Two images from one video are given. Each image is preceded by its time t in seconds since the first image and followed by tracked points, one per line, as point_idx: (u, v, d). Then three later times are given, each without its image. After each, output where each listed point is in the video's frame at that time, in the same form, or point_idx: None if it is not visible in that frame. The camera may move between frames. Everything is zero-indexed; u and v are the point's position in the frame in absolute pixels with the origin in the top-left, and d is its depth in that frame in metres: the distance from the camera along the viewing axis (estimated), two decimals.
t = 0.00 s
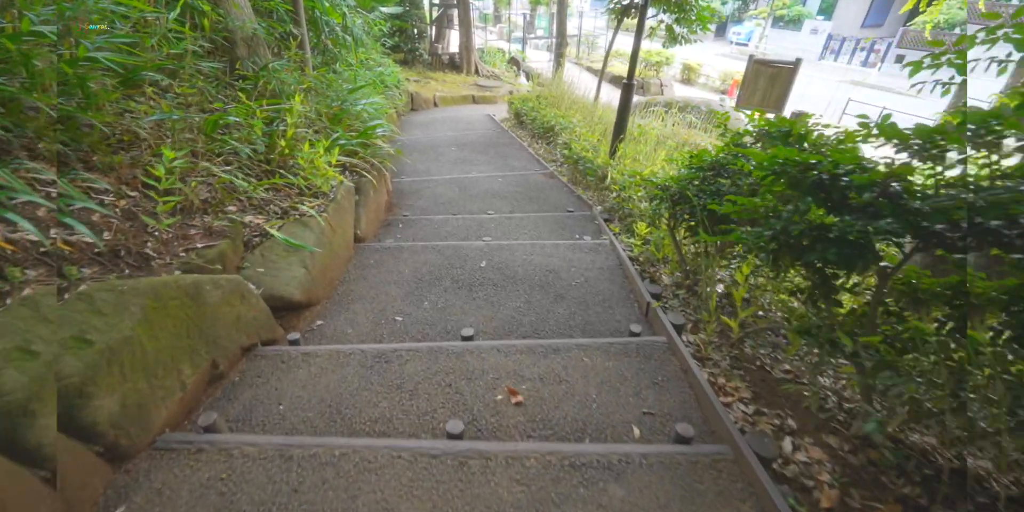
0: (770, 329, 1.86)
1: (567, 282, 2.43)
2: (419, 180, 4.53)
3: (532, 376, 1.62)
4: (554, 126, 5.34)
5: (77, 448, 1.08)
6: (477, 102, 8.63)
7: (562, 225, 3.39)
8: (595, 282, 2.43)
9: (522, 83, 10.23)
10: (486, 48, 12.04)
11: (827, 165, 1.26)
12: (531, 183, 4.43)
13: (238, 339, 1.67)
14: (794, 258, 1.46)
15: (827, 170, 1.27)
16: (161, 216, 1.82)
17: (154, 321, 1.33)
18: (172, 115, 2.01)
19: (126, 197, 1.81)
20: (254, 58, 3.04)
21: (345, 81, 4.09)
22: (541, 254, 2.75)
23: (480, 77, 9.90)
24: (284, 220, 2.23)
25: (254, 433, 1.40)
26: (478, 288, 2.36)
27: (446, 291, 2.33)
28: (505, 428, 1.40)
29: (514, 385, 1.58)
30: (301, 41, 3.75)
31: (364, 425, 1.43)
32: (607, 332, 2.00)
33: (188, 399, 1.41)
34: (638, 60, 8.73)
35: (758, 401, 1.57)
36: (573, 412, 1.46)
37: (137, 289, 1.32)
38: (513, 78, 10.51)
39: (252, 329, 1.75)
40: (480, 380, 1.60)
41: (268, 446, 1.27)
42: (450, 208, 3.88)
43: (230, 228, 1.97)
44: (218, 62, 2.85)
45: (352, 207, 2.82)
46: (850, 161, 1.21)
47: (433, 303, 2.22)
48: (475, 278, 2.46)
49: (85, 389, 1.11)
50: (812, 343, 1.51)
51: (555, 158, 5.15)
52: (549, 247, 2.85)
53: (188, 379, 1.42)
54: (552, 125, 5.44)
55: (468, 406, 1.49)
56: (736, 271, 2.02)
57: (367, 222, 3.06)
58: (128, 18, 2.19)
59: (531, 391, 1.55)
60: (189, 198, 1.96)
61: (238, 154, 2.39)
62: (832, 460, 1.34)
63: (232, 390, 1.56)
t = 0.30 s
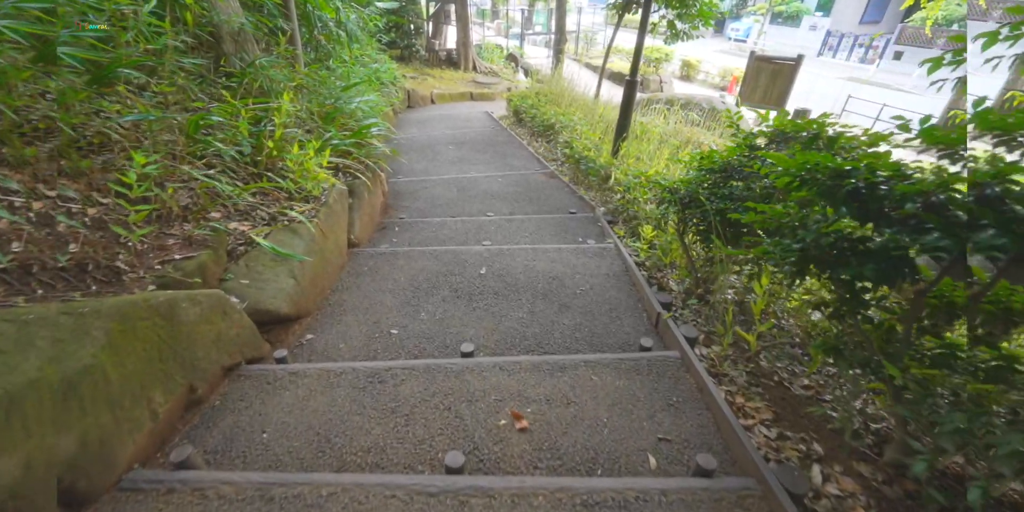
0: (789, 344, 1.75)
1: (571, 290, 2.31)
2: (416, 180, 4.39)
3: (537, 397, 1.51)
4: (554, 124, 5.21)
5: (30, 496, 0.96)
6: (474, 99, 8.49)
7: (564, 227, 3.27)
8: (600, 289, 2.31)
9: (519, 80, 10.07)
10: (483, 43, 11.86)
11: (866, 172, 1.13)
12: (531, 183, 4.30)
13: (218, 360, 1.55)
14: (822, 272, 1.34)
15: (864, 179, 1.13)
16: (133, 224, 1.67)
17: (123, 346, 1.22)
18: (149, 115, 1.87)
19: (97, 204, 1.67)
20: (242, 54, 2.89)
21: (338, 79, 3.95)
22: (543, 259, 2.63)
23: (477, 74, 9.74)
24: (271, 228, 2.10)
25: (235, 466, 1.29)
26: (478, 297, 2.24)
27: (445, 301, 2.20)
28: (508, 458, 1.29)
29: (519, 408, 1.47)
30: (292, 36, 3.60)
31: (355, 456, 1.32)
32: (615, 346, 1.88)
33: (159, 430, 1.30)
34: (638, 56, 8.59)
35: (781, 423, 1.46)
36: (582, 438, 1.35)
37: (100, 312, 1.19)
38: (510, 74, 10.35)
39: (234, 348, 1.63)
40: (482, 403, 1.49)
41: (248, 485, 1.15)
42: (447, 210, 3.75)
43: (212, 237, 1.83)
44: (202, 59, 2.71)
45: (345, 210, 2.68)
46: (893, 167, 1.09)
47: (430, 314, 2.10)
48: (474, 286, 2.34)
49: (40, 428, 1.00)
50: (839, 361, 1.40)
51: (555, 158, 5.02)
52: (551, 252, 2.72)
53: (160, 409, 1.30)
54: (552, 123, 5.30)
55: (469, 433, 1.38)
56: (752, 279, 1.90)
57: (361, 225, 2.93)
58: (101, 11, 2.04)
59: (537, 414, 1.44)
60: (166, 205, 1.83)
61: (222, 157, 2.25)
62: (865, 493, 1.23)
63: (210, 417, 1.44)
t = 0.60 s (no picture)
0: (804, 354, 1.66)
1: (573, 293, 2.21)
2: (413, 177, 4.27)
3: (538, 413, 1.42)
4: (555, 118, 5.08)
5: None
6: (473, 92, 8.33)
7: (566, 226, 3.16)
8: (603, 293, 2.22)
9: (519, 72, 9.90)
10: (481, 35, 11.61)
11: (899, 176, 1.03)
12: (531, 180, 4.19)
13: (200, 375, 1.47)
14: (844, 284, 1.25)
15: (900, 182, 1.04)
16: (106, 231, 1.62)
17: (87, 365, 1.17)
18: (124, 112, 1.78)
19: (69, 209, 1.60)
20: (228, 46, 2.80)
21: (330, 72, 3.81)
22: (544, 261, 2.53)
23: (475, 66, 9.56)
24: (258, 231, 2.00)
25: (214, 493, 1.21)
26: (476, 302, 2.14)
27: (442, 306, 2.11)
28: (508, 483, 1.21)
29: (520, 427, 1.38)
30: (282, 28, 3.47)
31: (344, 481, 1.23)
32: (620, 355, 1.79)
33: (134, 453, 1.23)
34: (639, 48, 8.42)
35: (799, 440, 1.37)
36: (587, 461, 1.26)
37: (59, 333, 1.15)
38: (509, 67, 10.18)
39: (217, 362, 1.54)
40: (480, 421, 1.40)
41: None
42: (445, 208, 3.64)
43: (193, 243, 1.75)
44: (185, 52, 2.58)
45: (337, 210, 2.56)
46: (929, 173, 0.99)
47: (427, 321, 2.01)
48: (473, 290, 2.24)
49: None
50: (862, 376, 1.31)
51: (556, 153, 4.89)
52: (553, 253, 2.62)
53: (134, 432, 1.23)
54: (552, 117, 5.18)
55: (467, 455, 1.29)
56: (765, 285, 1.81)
57: (355, 225, 2.81)
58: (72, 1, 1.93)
59: (539, 434, 1.35)
60: (143, 210, 1.76)
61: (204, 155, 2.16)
62: None
63: (191, 437, 1.37)
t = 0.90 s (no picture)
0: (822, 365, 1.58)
1: (577, 298, 2.13)
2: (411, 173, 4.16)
3: (542, 432, 1.34)
4: (556, 112, 4.95)
5: None
6: (471, 85, 8.16)
7: (568, 226, 3.06)
8: (608, 298, 2.13)
9: (518, 64, 9.71)
10: (479, 26, 11.38)
11: (941, 185, 0.94)
12: (532, 177, 4.08)
13: (184, 392, 1.39)
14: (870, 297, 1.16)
15: (944, 192, 0.94)
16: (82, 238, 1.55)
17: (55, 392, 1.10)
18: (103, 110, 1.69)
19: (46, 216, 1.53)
20: (215, 39, 2.68)
21: (323, 65, 3.68)
22: (546, 263, 2.44)
23: (474, 58, 9.37)
24: (247, 235, 1.90)
25: None
26: (476, 307, 2.06)
27: (440, 313, 2.02)
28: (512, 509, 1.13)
29: (524, 447, 1.30)
30: (272, 19, 3.34)
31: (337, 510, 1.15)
32: (627, 366, 1.71)
33: (111, 480, 1.17)
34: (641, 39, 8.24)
35: (819, 460, 1.30)
36: (595, 485, 1.19)
37: (30, 356, 1.08)
38: (508, 59, 9.98)
39: (203, 378, 1.46)
40: (482, 441, 1.32)
41: None
42: (444, 206, 3.53)
43: (177, 250, 1.66)
44: (170, 45, 2.47)
45: (332, 210, 2.45)
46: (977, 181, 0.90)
47: (425, 329, 1.92)
48: (473, 295, 2.15)
49: None
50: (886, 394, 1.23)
51: (556, 148, 4.77)
52: (556, 254, 2.53)
53: (109, 459, 1.16)
54: (553, 111, 5.05)
55: (468, 479, 1.21)
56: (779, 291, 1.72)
57: (350, 226, 2.72)
58: None
59: (544, 455, 1.27)
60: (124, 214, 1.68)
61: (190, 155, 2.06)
62: None
63: (175, 459, 1.30)
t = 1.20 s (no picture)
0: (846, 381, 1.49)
1: (584, 307, 2.03)
2: (408, 173, 4.05)
3: (551, 457, 1.25)
4: (557, 109, 4.83)
5: None
6: (469, 81, 8.02)
7: (571, 228, 2.96)
8: (616, 306, 2.04)
9: (517, 60, 9.57)
10: (477, 21, 11.20)
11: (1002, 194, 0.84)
12: (533, 176, 3.98)
13: (165, 415, 1.29)
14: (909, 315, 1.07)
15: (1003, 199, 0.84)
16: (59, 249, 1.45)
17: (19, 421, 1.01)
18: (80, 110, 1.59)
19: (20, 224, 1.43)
20: (204, 34, 2.57)
21: (317, 61, 3.56)
22: (550, 268, 2.34)
23: (472, 53, 9.21)
24: (236, 242, 1.80)
25: None
26: (477, 317, 1.96)
27: (440, 323, 1.92)
28: None
29: (533, 475, 1.21)
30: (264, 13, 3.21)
31: None
32: (638, 381, 1.62)
33: None
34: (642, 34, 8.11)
35: (850, 489, 1.21)
36: None
37: None
38: (507, 54, 9.83)
39: (186, 398, 1.36)
40: (486, 468, 1.23)
41: None
42: (442, 207, 3.43)
43: (160, 259, 1.55)
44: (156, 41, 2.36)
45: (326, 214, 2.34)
46: None
47: (424, 341, 1.82)
48: (474, 303, 2.06)
49: None
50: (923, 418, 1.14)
51: (557, 146, 4.66)
52: (560, 259, 2.43)
53: (81, 494, 1.06)
54: (553, 108, 4.93)
55: None
56: (798, 301, 1.63)
57: (345, 229, 2.61)
58: None
59: (554, 483, 1.18)
60: (104, 222, 1.57)
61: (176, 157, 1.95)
62: None
63: (155, 490, 1.20)
